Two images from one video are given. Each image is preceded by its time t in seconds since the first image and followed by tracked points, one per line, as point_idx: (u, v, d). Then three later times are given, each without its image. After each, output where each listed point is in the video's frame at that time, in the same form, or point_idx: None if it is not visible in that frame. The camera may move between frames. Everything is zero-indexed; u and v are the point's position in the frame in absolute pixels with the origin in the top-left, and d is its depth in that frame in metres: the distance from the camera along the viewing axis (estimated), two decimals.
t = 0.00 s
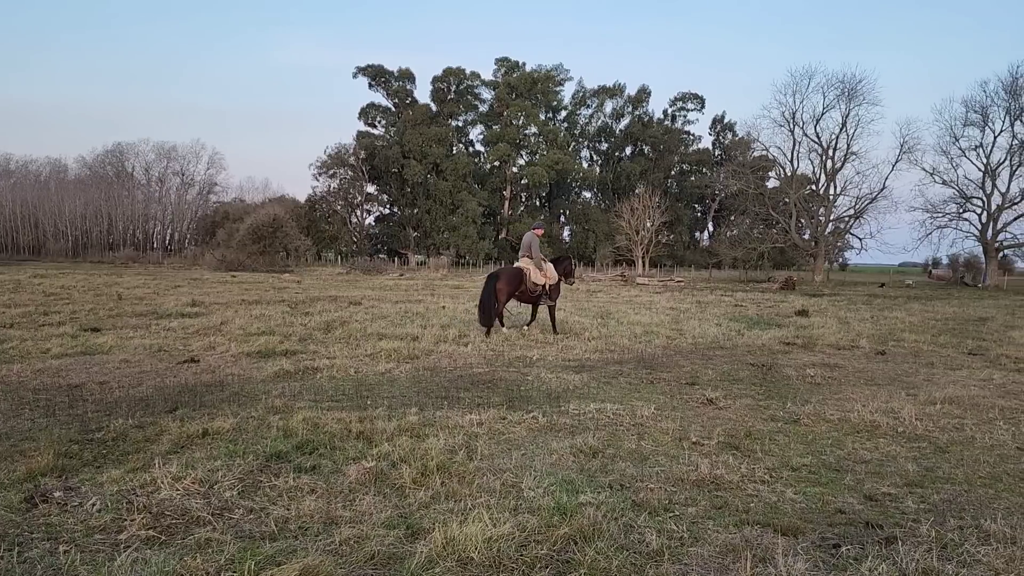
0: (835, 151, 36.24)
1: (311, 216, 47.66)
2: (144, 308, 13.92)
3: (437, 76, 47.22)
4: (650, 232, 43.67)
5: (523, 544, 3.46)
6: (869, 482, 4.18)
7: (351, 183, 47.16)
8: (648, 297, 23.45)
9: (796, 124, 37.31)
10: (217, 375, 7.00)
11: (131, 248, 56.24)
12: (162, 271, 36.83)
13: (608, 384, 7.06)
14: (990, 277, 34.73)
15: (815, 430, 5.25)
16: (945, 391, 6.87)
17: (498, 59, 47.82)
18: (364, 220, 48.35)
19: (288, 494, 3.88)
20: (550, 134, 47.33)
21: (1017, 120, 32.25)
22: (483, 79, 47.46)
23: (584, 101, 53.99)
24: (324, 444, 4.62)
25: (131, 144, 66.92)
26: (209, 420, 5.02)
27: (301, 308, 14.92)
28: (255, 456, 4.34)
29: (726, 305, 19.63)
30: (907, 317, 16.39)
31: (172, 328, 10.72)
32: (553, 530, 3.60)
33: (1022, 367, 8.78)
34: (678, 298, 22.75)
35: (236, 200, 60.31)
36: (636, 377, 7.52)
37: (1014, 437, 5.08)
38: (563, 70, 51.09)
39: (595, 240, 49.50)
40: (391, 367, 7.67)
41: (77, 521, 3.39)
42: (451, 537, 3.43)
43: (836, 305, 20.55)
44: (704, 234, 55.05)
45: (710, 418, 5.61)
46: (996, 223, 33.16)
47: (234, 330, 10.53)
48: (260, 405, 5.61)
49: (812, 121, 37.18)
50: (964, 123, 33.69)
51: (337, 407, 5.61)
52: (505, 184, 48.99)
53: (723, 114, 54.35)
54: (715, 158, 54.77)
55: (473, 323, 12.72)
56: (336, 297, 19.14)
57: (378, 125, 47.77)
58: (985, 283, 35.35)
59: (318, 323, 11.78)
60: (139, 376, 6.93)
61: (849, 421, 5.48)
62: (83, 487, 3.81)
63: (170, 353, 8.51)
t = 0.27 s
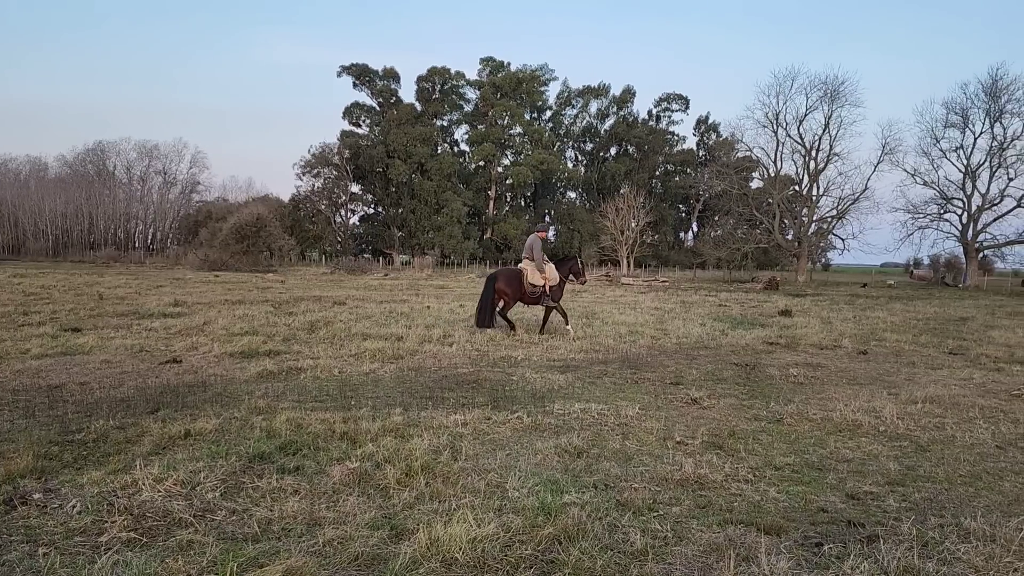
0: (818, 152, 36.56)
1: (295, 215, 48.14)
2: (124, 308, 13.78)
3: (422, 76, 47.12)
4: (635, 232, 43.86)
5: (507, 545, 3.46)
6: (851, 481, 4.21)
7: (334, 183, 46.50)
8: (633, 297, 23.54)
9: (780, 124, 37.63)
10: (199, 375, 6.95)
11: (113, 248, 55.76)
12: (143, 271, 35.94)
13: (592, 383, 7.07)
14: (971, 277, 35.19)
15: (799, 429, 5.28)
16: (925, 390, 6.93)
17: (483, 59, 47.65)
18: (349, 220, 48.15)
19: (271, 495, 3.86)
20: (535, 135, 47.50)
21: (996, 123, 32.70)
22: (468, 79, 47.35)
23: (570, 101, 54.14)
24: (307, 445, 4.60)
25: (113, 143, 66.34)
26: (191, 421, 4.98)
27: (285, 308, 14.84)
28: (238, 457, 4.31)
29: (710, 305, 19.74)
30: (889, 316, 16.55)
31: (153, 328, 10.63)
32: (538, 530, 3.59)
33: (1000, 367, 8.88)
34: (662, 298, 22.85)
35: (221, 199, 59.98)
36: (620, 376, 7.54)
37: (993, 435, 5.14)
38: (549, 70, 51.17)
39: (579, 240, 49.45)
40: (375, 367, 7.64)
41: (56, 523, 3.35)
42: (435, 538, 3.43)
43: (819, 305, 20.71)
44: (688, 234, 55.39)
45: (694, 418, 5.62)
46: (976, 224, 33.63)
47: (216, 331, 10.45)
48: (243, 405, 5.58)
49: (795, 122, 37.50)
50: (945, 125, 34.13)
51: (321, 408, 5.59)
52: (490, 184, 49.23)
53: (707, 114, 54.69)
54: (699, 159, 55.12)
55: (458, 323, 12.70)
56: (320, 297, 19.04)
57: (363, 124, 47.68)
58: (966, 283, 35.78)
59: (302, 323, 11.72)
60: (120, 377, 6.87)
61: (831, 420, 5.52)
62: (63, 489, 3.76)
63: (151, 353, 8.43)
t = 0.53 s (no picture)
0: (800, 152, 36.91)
1: (277, 213, 48.00)
2: (104, 307, 13.66)
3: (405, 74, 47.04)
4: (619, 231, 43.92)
5: (490, 544, 3.45)
6: (832, 479, 4.23)
7: (318, 181, 47.23)
8: (617, 296, 23.64)
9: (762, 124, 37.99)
10: (181, 375, 6.90)
11: (93, 246, 55.25)
12: (125, 270, 35.09)
13: (576, 382, 7.08)
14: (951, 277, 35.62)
15: (781, 427, 5.30)
16: (905, 388, 6.99)
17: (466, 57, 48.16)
18: (331, 219, 48.67)
19: (253, 495, 3.83)
20: (518, 134, 47.76)
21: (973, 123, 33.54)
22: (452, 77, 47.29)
23: (554, 99, 54.31)
24: (289, 444, 4.57)
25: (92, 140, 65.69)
26: (172, 421, 4.94)
27: (268, 307, 14.76)
28: (219, 456, 4.28)
29: (694, 303, 19.87)
30: (869, 315, 16.73)
31: (134, 327, 10.54)
32: (521, 529, 3.58)
33: (979, 364, 8.98)
34: (646, 297, 22.95)
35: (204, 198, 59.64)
36: (603, 375, 7.56)
37: (972, 432, 5.19)
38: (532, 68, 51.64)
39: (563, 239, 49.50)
40: (358, 366, 7.60)
41: (34, 524, 3.31)
42: (418, 537, 3.41)
43: (801, 304, 20.89)
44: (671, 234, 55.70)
45: (677, 417, 5.63)
46: (956, 223, 34.06)
47: (198, 330, 10.39)
48: (225, 405, 5.54)
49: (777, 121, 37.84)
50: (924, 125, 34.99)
51: (303, 407, 5.56)
52: (474, 183, 49.47)
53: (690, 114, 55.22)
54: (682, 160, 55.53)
55: (442, 322, 12.68)
56: (303, 295, 18.96)
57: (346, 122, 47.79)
58: (945, 282, 36.20)
59: (285, 322, 11.67)
60: (99, 376, 6.80)
61: (813, 418, 5.55)
62: (42, 489, 3.72)
63: (132, 352, 8.37)
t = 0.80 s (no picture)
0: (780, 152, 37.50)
1: (258, 211, 47.20)
2: (81, 305, 13.55)
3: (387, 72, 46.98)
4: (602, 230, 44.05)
5: (471, 543, 3.44)
6: (812, 476, 4.26)
7: (299, 179, 47.34)
8: (600, 295, 23.75)
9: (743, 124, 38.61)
10: (158, 374, 6.85)
11: (70, 245, 54.70)
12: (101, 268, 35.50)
13: (558, 380, 7.10)
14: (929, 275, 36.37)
15: (762, 425, 5.32)
16: (883, 386, 7.06)
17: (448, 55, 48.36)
18: (312, 217, 48.95)
19: (232, 495, 3.80)
20: (500, 132, 48.07)
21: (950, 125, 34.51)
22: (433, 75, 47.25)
23: (536, 98, 54.50)
24: (269, 444, 4.54)
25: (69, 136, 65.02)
26: (149, 421, 4.89)
27: (248, 305, 14.67)
28: (197, 456, 4.25)
29: (675, 301, 20.00)
30: (848, 313, 16.91)
31: (111, 326, 10.45)
32: (502, 528, 3.58)
33: (955, 362, 9.09)
34: (629, 296, 23.07)
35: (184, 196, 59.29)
36: (584, 373, 7.58)
37: (949, 429, 5.25)
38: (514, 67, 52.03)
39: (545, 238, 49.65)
40: (338, 365, 7.57)
41: (8, 526, 3.26)
42: (398, 536, 3.40)
43: (782, 302, 21.09)
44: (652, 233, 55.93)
45: (658, 415, 5.64)
46: (933, 222, 35.01)
47: (177, 328, 10.31)
48: (203, 404, 5.49)
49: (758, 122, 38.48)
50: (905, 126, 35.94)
51: (283, 406, 5.53)
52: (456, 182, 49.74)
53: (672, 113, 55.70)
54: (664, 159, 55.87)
55: (424, 320, 12.67)
56: (284, 294, 18.89)
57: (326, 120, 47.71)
58: (923, 281, 36.77)
59: (265, 321, 11.62)
60: (76, 376, 6.73)
61: (792, 415, 5.59)
62: (16, 491, 3.67)
63: (110, 351, 8.29)
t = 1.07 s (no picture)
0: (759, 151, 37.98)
1: (235, 210, 46.35)
2: (56, 305, 13.37)
3: (367, 70, 46.99)
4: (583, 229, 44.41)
5: (448, 542, 3.44)
6: (787, 473, 4.30)
7: (277, 177, 46.16)
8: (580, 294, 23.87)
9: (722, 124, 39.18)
10: (135, 373, 6.79)
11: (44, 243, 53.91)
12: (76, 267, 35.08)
13: (538, 379, 7.12)
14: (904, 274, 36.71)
15: (740, 423, 5.37)
16: (859, 384, 7.14)
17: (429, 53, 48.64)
18: (292, 215, 48.19)
19: (208, 495, 3.78)
20: (480, 130, 48.30)
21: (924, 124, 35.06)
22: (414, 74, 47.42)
23: (516, 97, 54.70)
24: (246, 443, 4.51)
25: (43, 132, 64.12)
26: (124, 421, 4.83)
27: (225, 304, 14.54)
28: (173, 457, 4.21)
29: (655, 300, 20.11)
30: (824, 312, 17.11)
31: (86, 325, 10.32)
32: (480, 526, 3.58)
33: (930, 360, 9.21)
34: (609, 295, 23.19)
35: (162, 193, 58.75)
36: (565, 372, 7.60)
37: (924, 427, 5.31)
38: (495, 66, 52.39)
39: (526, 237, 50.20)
40: (317, 364, 7.53)
41: None
42: (376, 536, 3.39)
43: (760, 301, 21.31)
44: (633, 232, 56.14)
45: (637, 414, 5.68)
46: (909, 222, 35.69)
47: (154, 327, 10.21)
48: (179, 403, 5.45)
49: (737, 122, 39.00)
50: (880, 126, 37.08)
51: (260, 405, 5.51)
52: (436, 180, 49.93)
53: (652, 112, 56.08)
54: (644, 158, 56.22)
55: (404, 319, 12.64)
56: (263, 293, 18.78)
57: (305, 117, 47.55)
58: (899, 281, 37.15)
59: (243, 320, 11.53)
60: (49, 375, 6.64)
61: (770, 413, 5.63)
62: None
63: (84, 350, 8.19)
